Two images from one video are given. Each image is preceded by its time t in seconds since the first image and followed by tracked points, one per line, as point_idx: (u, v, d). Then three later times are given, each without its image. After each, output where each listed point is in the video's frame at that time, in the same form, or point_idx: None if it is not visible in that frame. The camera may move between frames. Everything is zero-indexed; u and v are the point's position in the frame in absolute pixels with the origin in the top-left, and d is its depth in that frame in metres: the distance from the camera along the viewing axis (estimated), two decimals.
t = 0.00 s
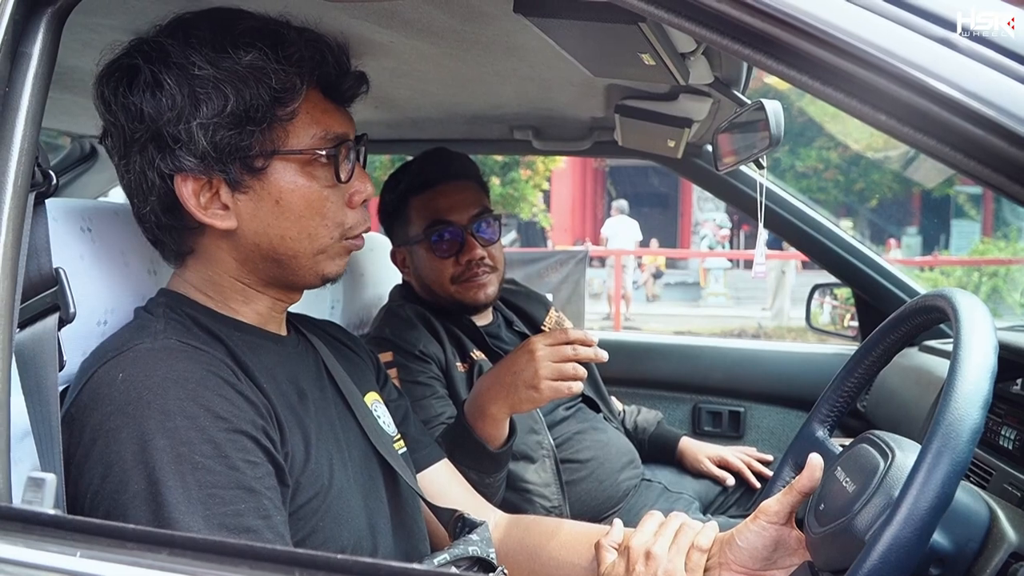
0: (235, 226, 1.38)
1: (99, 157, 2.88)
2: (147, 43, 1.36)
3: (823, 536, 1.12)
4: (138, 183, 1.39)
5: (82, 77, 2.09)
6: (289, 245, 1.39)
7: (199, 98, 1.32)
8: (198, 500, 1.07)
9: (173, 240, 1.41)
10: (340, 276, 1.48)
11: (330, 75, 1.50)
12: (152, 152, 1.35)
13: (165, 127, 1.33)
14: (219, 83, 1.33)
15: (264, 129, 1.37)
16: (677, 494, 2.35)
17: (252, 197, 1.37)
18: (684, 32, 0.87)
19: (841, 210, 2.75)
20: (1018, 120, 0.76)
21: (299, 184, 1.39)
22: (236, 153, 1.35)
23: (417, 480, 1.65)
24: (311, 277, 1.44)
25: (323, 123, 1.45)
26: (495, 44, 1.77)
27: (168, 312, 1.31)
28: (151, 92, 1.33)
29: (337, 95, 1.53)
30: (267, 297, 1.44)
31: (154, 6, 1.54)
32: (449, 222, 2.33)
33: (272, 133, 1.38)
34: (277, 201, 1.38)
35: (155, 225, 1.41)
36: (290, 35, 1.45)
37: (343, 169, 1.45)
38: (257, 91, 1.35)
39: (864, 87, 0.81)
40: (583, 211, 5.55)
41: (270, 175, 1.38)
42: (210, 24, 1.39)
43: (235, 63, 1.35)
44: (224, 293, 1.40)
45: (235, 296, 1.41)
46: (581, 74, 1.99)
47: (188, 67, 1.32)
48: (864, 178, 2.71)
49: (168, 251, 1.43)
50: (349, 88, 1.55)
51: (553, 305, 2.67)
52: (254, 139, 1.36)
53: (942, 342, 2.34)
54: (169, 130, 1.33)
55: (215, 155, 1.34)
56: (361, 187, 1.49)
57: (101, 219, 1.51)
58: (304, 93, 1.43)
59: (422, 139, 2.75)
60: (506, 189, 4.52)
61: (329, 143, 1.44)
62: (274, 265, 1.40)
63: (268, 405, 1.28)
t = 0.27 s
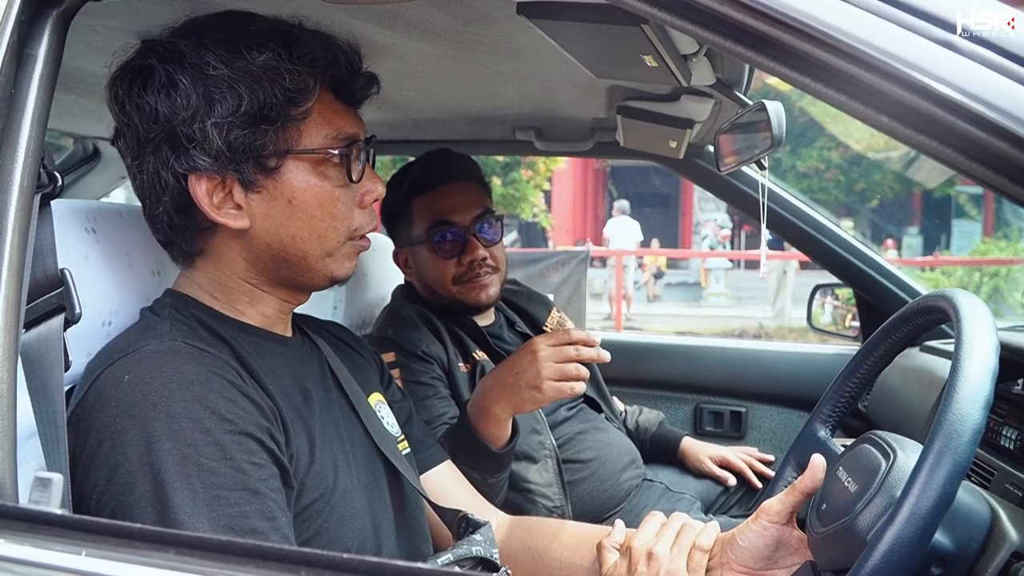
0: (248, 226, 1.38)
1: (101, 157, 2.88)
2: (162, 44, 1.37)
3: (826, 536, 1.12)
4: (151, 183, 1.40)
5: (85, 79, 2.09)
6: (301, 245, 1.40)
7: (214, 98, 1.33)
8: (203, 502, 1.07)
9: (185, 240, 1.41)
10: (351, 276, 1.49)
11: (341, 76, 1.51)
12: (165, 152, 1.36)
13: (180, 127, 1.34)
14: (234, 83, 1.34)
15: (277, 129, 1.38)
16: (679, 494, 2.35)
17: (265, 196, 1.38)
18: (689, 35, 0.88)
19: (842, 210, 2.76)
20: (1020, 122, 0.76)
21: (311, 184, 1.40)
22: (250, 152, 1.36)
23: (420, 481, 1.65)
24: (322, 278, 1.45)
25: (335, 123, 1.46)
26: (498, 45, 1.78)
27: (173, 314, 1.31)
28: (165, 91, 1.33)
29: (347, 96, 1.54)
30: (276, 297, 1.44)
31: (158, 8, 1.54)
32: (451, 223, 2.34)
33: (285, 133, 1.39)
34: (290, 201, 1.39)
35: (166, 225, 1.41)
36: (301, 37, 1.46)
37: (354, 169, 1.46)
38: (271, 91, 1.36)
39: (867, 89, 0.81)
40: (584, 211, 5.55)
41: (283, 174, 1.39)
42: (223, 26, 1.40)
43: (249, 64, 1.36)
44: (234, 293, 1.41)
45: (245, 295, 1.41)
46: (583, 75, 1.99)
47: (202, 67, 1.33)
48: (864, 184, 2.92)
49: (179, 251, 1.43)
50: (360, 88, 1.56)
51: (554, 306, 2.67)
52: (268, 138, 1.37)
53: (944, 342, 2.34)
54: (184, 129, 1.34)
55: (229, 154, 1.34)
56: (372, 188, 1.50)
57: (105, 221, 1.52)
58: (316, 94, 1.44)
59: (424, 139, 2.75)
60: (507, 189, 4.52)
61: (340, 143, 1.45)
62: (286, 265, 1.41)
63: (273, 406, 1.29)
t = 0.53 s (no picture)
0: (252, 223, 1.38)
1: (103, 158, 2.89)
2: (160, 47, 1.39)
3: (826, 536, 1.12)
4: (155, 186, 1.40)
5: (87, 79, 2.09)
6: (305, 241, 1.40)
7: (212, 96, 1.34)
8: (205, 502, 1.08)
9: (191, 241, 1.41)
10: (357, 274, 1.49)
11: (340, 72, 1.52)
12: (168, 153, 1.37)
13: (180, 127, 1.35)
14: (231, 80, 1.35)
15: (276, 124, 1.38)
16: (680, 494, 2.36)
17: (267, 192, 1.38)
18: (690, 36, 0.88)
19: (843, 210, 2.77)
20: (1020, 124, 0.77)
21: (313, 178, 1.40)
22: (250, 149, 1.36)
23: (422, 481, 1.65)
24: (328, 275, 1.45)
25: (334, 117, 1.46)
26: (499, 46, 1.78)
27: (175, 314, 1.32)
28: (165, 93, 1.35)
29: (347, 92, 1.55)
30: (281, 294, 1.44)
31: (160, 9, 1.54)
32: (452, 223, 2.34)
33: (285, 129, 1.39)
34: (292, 197, 1.39)
35: (172, 227, 1.42)
36: (298, 34, 1.47)
37: (356, 163, 1.46)
38: (269, 86, 1.37)
39: (868, 91, 0.81)
40: (584, 211, 5.55)
41: (284, 170, 1.39)
42: (221, 28, 1.41)
43: (246, 60, 1.37)
44: (240, 291, 1.41)
45: (250, 294, 1.42)
46: (584, 76, 2.00)
47: (201, 66, 1.34)
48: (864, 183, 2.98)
49: (184, 253, 1.43)
50: (358, 82, 1.56)
51: (555, 306, 2.68)
52: (268, 134, 1.37)
53: (944, 343, 2.34)
54: (185, 129, 1.35)
55: (229, 151, 1.35)
56: (374, 182, 1.50)
57: (107, 221, 1.52)
58: (314, 88, 1.44)
59: (425, 139, 2.75)
60: (508, 189, 4.53)
61: (340, 136, 1.45)
62: (290, 261, 1.41)
63: (275, 407, 1.29)
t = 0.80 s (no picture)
0: (253, 222, 1.38)
1: (103, 158, 2.89)
2: (169, 44, 1.39)
3: (826, 536, 1.12)
4: (158, 182, 1.41)
5: (88, 79, 2.09)
6: (305, 241, 1.40)
7: (217, 94, 1.34)
8: (205, 503, 1.08)
9: (192, 238, 1.42)
10: (357, 277, 1.49)
11: (347, 74, 1.52)
12: (172, 150, 1.37)
13: (185, 124, 1.35)
14: (238, 79, 1.35)
15: (281, 125, 1.39)
16: (680, 493, 2.36)
17: (270, 192, 1.38)
18: (690, 36, 0.88)
19: (843, 210, 2.77)
20: (1019, 124, 0.77)
21: (315, 180, 1.40)
22: (254, 148, 1.36)
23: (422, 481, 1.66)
24: (328, 276, 1.44)
25: (339, 120, 1.46)
26: (499, 45, 1.78)
27: (176, 314, 1.32)
28: (171, 90, 1.35)
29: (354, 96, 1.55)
30: (280, 295, 1.44)
31: (161, 9, 1.54)
32: (453, 223, 2.34)
33: (289, 129, 1.39)
34: (294, 197, 1.39)
35: (173, 223, 1.42)
36: (306, 35, 1.47)
37: (359, 166, 1.46)
38: (275, 86, 1.37)
39: (868, 90, 0.81)
40: (584, 210, 5.56)
41: (287, 171, 1.39)
42: (231, 27, 1.42)
43: (253, 60, 1.37)
44: (238, 291, 1.41)
45: (249, 293, 1.41)
46: (584, 76, 2.00)
47: (208, 64, 1.34)
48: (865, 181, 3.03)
49: (185, 250, 1.43)
50: (365, 87, 1.56)
51: (555, 306, 2.68)
52: (272, 134, 1.38)
53: (944, 342, 2.35)
54: (189, 126, 1.35)
55: (233, 150, 1.35)
56: (377, 186, 1.50)
57: (108, 221, 1.52)
58: (320, 89, 1.44)
59: (425, 139, 2.75)
60: (508, 189, 4.53)
61: (345, 139, 1.45)
62: (290, 262, 1.41)
63: (275, 407, 1.29)
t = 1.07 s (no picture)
0: (261, 225, 1.38)
1: (103, 157, 2.89)
2: (186, 43, 1.38)
3: (824, 534, 1.13)
4: (166, 179, 1.40)
5: (88, 79, 2.10)
6: (311, 246, 1.40)
7: (234, 97, 1.34)
8: (204, 502, 1.08)
9: (195, 237, 1.41)
10: (358, 282, 1.49)
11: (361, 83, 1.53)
12: (183, 149, 1.36)
13: (199, 124, 1.34)
14: (255, 83, 1.35)
15: (295, 131, 1.39)
16: (680, 492, 2.36)
17: (279, 197, 1.38)
18: (689, 36, 0.88)
19: (843, 210, 2.77)
20: (1018, 123, 0.77)
21: (325, 186, 1.41)
22: (267, 153, 1.36)
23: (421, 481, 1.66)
24: (329, 282, 1.45)
25: (351, 128, 1.47)
26: (498, 45, 1.78)
27: (176, 314, 1.32)
28: (187, 89, 1.34)
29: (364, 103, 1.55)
30: (282, 297, 1.44)
31: (161, 10, 1.55)
32: (452, 223, 2.34)
33: (303, 136, 1.40)
34: (304, 203, 1.39)
35: (178, 221, 1.41)
36: (323, 42, 1.47)
37: (368, 175, 1.47)
38: (292, 93, 1.38)
39: (867, 90, 0.81)
40: (584, 210, 5.56)
41: (298, 176, 1.39)
42: (248, 29, 1.41)
43: (271, 65, 1.37)
44: (240, 292, 1.41)
45: (251, 295, 1.42)
46: (584, 75, 2.00)
47: (226, 67, 1.34)
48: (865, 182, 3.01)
49: (187, 248, 1.43)
50: (377, 96, 1.57)
51: (555, 305, 2.68)
52: (286, 140, 1.38)
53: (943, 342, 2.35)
54: (203, 127, 1.34)
55: (246, 154, 1.35)
56: (383, 194, 1.50)
57: (107, 221, 1.52)
58: (335, 98, 1.44)
59: (425, 139, 2.75)
60: (508, 189, 4.53)
61: (356, 148, 1.46)
62: (294, 266, 1.41)
63: (275, 407, 1.29)
